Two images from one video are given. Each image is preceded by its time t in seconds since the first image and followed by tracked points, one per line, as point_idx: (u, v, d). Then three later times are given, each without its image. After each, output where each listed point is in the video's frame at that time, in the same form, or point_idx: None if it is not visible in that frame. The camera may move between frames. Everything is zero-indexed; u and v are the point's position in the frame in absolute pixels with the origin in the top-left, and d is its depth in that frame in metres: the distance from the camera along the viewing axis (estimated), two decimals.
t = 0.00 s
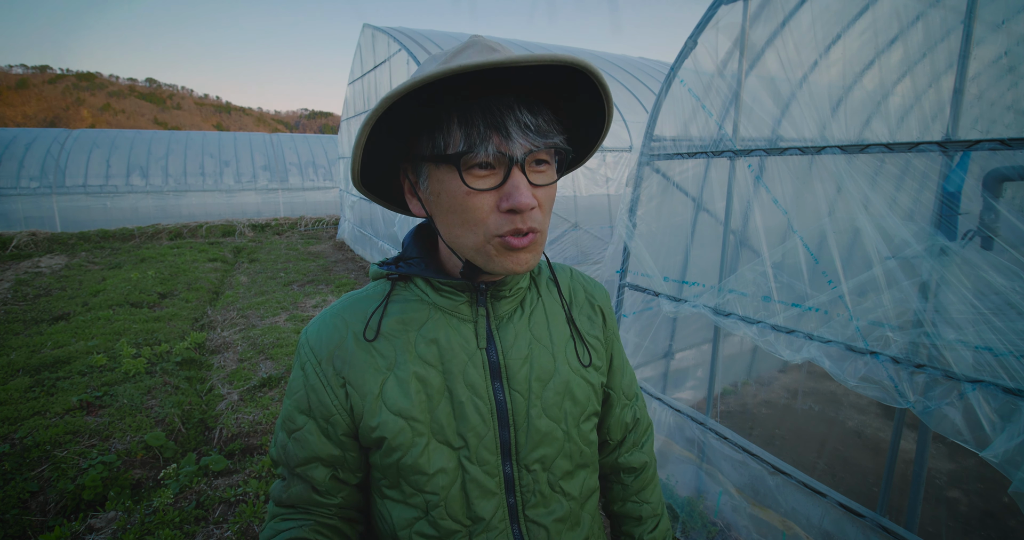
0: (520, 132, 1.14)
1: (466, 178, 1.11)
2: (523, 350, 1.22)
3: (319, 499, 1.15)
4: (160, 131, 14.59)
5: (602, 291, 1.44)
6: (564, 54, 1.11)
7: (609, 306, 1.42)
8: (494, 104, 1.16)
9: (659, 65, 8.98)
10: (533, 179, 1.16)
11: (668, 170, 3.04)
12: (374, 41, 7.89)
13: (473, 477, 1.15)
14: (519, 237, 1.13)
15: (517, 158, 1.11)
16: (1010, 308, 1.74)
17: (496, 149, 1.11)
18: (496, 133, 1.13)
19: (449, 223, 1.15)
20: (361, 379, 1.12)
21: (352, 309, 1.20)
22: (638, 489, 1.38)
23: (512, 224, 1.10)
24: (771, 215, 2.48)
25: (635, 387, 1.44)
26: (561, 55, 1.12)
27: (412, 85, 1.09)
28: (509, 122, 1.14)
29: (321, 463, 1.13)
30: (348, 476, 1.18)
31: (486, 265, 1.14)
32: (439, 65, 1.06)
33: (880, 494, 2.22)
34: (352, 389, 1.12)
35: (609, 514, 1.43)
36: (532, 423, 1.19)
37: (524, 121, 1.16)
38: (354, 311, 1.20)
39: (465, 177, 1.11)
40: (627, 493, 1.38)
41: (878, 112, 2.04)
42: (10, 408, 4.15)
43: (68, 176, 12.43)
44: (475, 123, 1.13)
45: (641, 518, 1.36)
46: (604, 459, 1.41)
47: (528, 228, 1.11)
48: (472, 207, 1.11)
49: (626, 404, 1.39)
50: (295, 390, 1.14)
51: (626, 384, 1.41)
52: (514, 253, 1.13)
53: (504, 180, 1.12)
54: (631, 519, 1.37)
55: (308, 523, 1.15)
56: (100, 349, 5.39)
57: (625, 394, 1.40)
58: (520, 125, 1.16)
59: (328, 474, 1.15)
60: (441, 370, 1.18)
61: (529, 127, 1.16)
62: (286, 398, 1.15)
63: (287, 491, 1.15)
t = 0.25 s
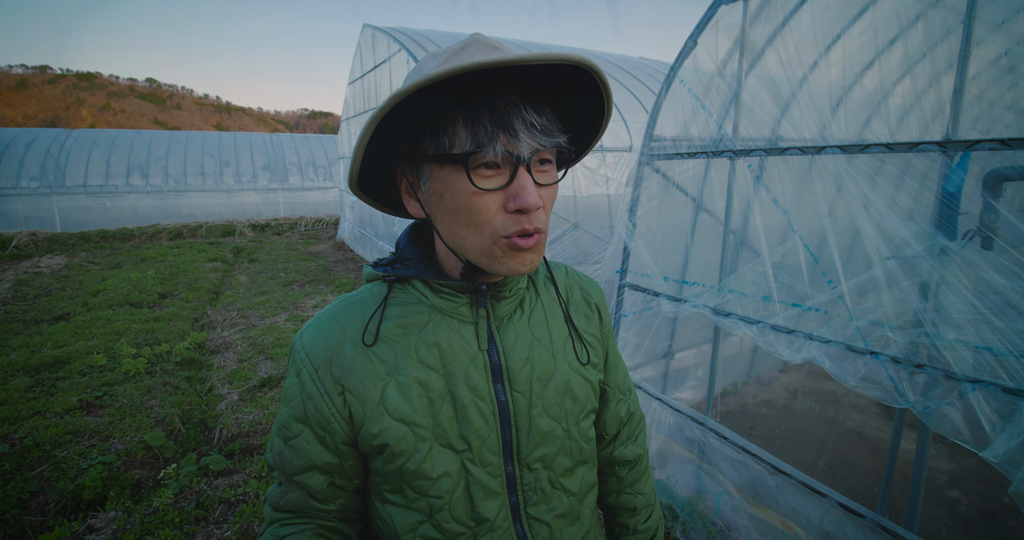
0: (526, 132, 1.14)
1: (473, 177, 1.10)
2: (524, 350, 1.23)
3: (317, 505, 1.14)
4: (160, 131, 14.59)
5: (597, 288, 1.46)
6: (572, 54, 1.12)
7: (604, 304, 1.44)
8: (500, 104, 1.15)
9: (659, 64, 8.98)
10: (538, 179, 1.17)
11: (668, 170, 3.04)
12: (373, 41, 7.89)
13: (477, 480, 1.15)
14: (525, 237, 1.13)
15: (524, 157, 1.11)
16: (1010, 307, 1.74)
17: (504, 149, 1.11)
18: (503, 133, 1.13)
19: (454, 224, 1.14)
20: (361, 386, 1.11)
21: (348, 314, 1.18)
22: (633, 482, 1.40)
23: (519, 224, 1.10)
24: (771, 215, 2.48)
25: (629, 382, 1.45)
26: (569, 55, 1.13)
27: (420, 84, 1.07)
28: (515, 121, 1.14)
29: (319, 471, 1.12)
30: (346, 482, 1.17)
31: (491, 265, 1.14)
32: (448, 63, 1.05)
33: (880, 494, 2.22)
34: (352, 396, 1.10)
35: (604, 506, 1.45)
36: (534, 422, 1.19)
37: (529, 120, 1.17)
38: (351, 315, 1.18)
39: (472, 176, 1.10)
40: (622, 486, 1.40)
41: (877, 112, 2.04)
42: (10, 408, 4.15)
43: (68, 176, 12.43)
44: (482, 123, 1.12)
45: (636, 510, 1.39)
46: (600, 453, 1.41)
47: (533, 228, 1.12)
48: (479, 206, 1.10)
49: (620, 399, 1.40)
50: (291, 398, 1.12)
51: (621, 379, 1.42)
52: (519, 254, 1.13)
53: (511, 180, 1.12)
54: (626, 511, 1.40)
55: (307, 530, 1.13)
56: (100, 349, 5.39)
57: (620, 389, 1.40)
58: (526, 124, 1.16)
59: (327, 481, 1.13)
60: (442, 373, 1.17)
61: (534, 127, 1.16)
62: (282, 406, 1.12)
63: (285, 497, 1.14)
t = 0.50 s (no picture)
0: (534, 140, 1.14)
1: (480, 184, 1.09)
2: (522, 351, 1.23)
3: (315, 512, 1.14)
4: (160, 131, 14.60)
5: (590, 287, 1.47)
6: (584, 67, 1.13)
7: (598, 303, 1.45)
8: (509, 110, 1.15)
9: (659, 64, 8.98)
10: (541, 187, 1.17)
11: (668, 170, 3.04)
12: (374, 41, 7.89)
13: (477, 483, 1.15)
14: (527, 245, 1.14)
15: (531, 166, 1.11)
16: (1010, 308, 1.74)
17: (512, 157, 1.10)
18: (512, 140, 1.12)
19: (456, 229, 1.14)
20: (358, 390, 1.10)
21: (343, 318, 1.18)
22: (629, 480, 1.41)
23: (523, 232, 1.11)
24: (771, 215, 2.49)
25: (623, 380, 1.45)
26: (581, 69, 1.13)
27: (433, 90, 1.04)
28: (523, 129, 1.14)
29: (315, 477, 1.11)
30: (344, 488, 1.16)
31: (493, 271, 1.14)
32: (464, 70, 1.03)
33: (879, 494, 2.22)
34: (349, 401, 1.10)
35: (601, 506, 1.45)
36: (532, 423, 1.20)
37: (537, 128, 1.16)
38: (346, 320, 1.17)
39: (479, 182, 1.09)
40: (619, 484, 1.41)
41: (877, 112, 2.04)
42: (10, 408, 4.15)
43: (68, 176, 12.43)
44: (491, 129, 1.11)
45: (633, 509, 1.39)
46: (597, 452, 1.41)
47: (536, 237, 1.13)
48: (484, 213, 1.10)
49: (615, 397, 1.40)
50: (286, 405, 1.11)
51: (616, 378, 1.42)
52: (520, 261, 1.14)
53: (516, 188, 1.12)
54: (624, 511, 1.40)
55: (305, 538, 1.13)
56: (100, 349, 5.39)
57: (615, 387, 1.41)
58: (534, 133, 1.16)
59: (324, 487, 1.13)
60: (439, 376, 1.17)
61: (542, 135, 1.16)
62: (278, 413, 1.12)
63: (280, 505, 1.13)
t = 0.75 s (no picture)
0: (527, 146, 1.13)
1: (474, 192, 1.09)
2: (519, 350, 1.23)
3: (312, 516, 1.13)
4: (160, 131, 14.60)
5: (587, 286, 1.47)
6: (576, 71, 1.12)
7: (595, 301, 1.45)
8: (502, 117, 1.14)
9: (659, 64, 8.99)
10: (537, 193, 1.17)
11: (668, 170, 3.04)
12: (374, 41, 7.90)
13: (476, 482, 1.15)
14: (523, 251, 1.14)
15: (524, 172, 1.11)
16: (1010, 307, 1.74)
17: (506, 164, 1.10)
18: (506, 147, 1.11)
19: (451, 237, 1.14)
20: (357, 390, 1.10)
21: (341, 318, 1.18)
22: (629, 480, 1.41)
23: (519, 239, 1.11)
24: (771, 215, 2.49)
25: (621, 380, 1.45)
26: (573, 72, 1.13)
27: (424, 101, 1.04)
28: (516, 136, 1.13)
29: (313, 480, 1.11)
30: (341, 491, 1.16)
31: (489, 278, 1.15)
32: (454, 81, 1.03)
33: (880, 494, 2.22)
34: (348, 401, 1.10)
35: (602, 506, 1.44)
36: (531, 422, 1.20)
37: (531, 133, 1.16)
38: (344, 320, 1.17)
39: (473, 191, 1.09)
40: (619, 484, 1.41)
41: (877, 112, 2.04)
42: (10, 408, 4.15)
43: (68, 176, 12.43)
44: (484, 136, 1.11)
45: (634, 509, 1.39)
46: (596, 453, 1.41)
47: (533, 242, 1.13)
48: (479, 221, 1.10)
49: (614, 397, 1.41)
50: (284, 406, 1.11)
51: (614, 377, 1.42)
52: (518, 266, 1.14)
53: (511, 195, 1.11)
54: (625, 511, 1.40)
55: None
56: (100, 349, 5.39)
57: (614, 387, 1.41)
58: (528, 138, 1.15)
59: (322, 490, 1.13)
60: (437, 375, 1.17)
61: (535, 140, 1.16)
62: (275, 415, 1.12)
63: (276, 511, 1.12)
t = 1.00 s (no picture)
0: (530, 136, 1.13)
1: (477, 182, 1.09)
2: (521, 353, 1.23)
3: (315, 517, 1.14)
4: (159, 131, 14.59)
5: (592, 289, 1.47)
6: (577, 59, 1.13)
7: (599, 304, 1.45)
8: (504, 107, 1.14)
9: (659, 64, 8.99)
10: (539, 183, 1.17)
11: (668, 170, 3.04)
12: (373, 41, 7.89)
13: (476, 484, 1.15)
14: (526, 241, 1.13)
15: (527, 162, 1.11)
16: (1010, 308, 1.74)
17: (509, 154, 1.10)
18: (508, 138, 1.12)
19: (454, 230, 1.14)
20: (358, 393, 1.10)
21: (343, 319, 1.17)
22: (628, 481, 1.41)
23: (522, 229, 1.11)
24: (771, 214, 2.48)
25: (623, 380, 1.45)
26: (575, 61, 1.13)
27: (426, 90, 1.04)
28: (519, 126, 1.13)
29: (315, 481, 1.11)
30: (343, 492, 1.16)
31: (493, 269, 1.14)
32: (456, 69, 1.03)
33: (880, 494, 2.22)
34: (350, 404, 1.10)
35: (601, 505, 1.45)
36: (531, 425, 1.20)
37: (533, 124, 1.16)
38: (346, 322, 1.17)
39: (476, 181, 1.09)
40: (619, 484, 1.41)
41: (878, 112, 2.04)
42: (10, 408, 4.15)
43: (68, 176, 12.43)
44: (486, 127, 1.11)
45: (633, 509, 1.39)
46: (597, 452, 1.41)
47: (537, 233, 1.13)
48: (482, 212, 1.10)
49: (615, 398, 1.40)
50: (287, 407, 1.11)
51: (616, 378, 1.42)
52: (522, 258, 1.14)
53: (514, 186, 1.11)
54: (624, 511, 1.40)
55: None
56: (100, 349, 5.39)
57: (616, 388, 1.41)
58: (530, 129, 1.15)
59: (325, 490, 1.13)
60: (439, 378, 1.17)
61: (537, 131, 1.16)
62: (278, 416, 1.12)
63: (280, 512, 1.13)
